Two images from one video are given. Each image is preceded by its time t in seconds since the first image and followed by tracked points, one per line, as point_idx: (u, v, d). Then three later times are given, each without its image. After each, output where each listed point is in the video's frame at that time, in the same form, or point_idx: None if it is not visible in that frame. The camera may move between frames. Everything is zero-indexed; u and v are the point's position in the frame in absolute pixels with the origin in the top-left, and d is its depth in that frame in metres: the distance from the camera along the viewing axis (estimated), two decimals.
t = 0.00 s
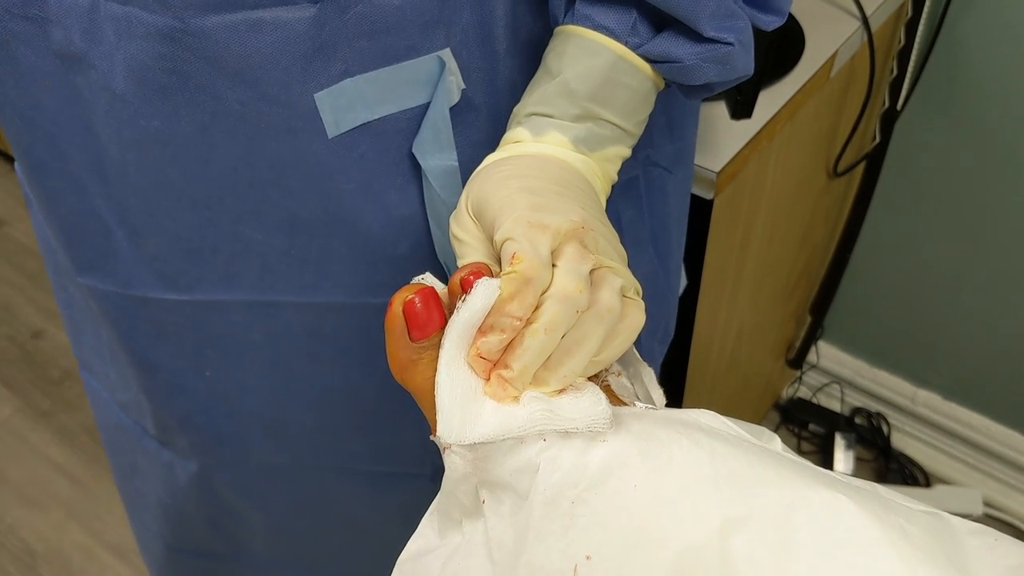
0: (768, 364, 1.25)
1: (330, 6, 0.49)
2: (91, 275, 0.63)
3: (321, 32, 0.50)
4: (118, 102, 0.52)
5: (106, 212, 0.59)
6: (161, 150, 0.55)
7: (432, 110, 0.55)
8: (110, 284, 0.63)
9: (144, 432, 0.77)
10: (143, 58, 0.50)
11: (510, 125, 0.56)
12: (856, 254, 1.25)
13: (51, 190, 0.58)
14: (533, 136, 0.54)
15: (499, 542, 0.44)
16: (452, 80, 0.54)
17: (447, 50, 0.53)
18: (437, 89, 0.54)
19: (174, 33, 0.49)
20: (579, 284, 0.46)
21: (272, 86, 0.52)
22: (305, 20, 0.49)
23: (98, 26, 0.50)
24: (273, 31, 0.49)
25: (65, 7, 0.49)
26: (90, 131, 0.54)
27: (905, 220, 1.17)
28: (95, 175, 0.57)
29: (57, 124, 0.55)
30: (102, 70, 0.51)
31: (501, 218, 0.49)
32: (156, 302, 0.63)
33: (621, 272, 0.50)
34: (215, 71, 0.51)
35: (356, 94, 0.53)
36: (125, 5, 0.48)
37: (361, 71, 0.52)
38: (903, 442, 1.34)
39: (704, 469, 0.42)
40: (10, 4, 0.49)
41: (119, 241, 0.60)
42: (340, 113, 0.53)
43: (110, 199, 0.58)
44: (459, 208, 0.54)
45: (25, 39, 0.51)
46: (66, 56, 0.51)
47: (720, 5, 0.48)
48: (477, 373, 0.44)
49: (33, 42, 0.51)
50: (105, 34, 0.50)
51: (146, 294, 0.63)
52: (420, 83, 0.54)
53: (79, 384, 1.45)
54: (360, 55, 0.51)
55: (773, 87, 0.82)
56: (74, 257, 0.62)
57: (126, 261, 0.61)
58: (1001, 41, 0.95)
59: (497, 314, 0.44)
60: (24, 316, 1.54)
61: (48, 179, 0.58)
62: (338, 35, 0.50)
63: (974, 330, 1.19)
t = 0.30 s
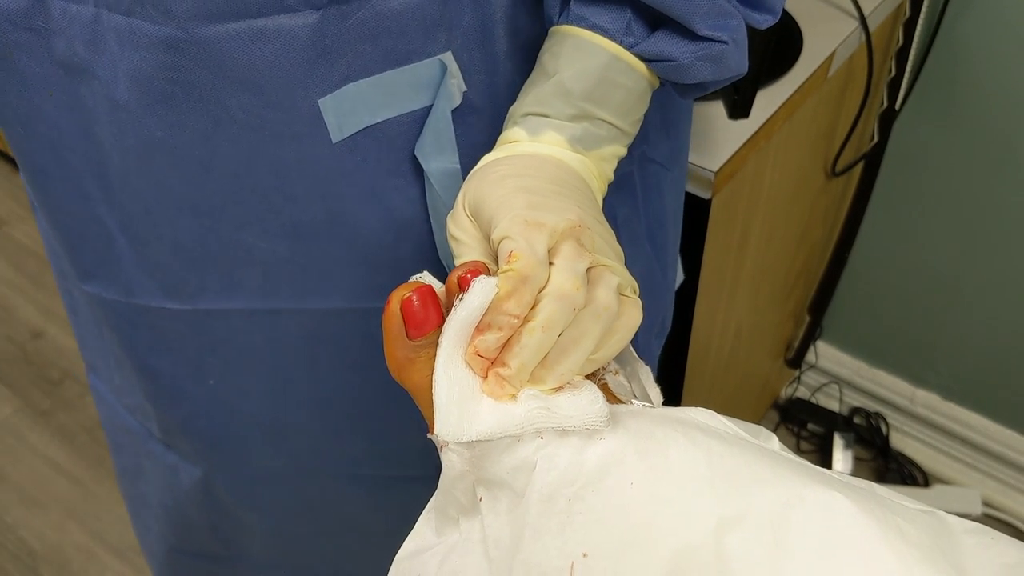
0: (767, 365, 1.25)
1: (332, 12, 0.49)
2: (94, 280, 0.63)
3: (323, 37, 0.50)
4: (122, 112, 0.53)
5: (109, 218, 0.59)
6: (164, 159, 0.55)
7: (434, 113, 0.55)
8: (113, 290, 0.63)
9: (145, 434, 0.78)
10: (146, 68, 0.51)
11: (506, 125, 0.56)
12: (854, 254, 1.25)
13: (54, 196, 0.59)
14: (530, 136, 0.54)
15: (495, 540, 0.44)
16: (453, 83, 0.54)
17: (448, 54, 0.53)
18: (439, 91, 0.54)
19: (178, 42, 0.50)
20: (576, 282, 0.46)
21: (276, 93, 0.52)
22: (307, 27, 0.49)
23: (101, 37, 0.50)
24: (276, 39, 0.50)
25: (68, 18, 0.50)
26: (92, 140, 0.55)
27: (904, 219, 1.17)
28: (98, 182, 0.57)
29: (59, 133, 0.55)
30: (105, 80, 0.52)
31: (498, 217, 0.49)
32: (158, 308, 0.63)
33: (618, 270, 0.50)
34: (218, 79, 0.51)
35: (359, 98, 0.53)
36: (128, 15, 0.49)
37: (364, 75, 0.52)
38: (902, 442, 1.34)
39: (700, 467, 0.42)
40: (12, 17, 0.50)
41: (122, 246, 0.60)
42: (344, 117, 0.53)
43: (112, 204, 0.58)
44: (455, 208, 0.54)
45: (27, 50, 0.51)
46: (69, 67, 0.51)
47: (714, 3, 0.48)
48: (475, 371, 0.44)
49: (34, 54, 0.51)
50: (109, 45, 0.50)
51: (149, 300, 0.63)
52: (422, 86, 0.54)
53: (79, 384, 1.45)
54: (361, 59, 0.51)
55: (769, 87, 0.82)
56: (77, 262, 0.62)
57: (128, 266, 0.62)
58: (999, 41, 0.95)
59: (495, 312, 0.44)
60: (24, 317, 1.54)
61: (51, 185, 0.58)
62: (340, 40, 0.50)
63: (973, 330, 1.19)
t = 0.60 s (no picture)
0: (767, 365, 1.25)
1: (343, 20, 0.49)
2: (102, 286, 0.64)
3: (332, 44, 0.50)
4: (131, 123, 0.53)
5: (116, 224, 0.59)
6: (174, 172, 0.55)
7: (443, 117, 0.55)
8: (121, 298, 0.64)
9: (148, 436, 0.78)
10: (156, 80, 0.50)
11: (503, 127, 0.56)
12: (854, 254, 1.25)
13: (63, 205, 0.58)
14: (527, 137, 0.54)
15: (497, 540, 0.44)
16: (461, 87, 0.54)
17: (456, 58, 0.53)
18: (447, 95, 0.54)
19: (188, 54, 0.49)
20: (577, 283, 0.46)
21: (287, 100, 0.52)
22: (318, 36, 0.49)
23: (109, 48, 0.49)
24: (287, 48, 0.49)
25: (74, 31, 0.49)
26: (100, 150, 0.54)
27: (904, 219, 1.17)
28: (104, 190, 0.57)
29: (67, 142, 0.55)
30: (113, 91, 0.51)
31: (498, 219, 0.49)
32: (165, 315, 0.64)
33: (618, 271, 0.50)
34: (229, 90, 0.51)
35: (370, 104, 0.53)
36: (136, 28, 0.48)
37: (374, 82, 0.52)
38: (902, 441, 1.34)
39: (701, 466, 0.42)
40: (18, 31, 0.49)
41: (129, 252, 0.60)
42: (354, 125, 0.53)
43: (118, 212, 0.58)
44: (455, 208, 0.54)
45: (34, 62, 0.50)
46: (75, 79, 0.51)
47: (710, 5, 0.48)
48: (476, 372, 0.44)
49: (40, 66, 0.51)
50: (117, 57, 0.50)
51: (156, 307, 0.63)
52: (431, 91, 0.54)
53: (79, 384, 1.45)
54: (370, 65, 0.51)
55: (769, 87, 0.82)
56: (85, 269, 0.62)
57: (135, 273, 0.62)
58: (1000, 40, 0.95)
59: (496, 313, 0.44)
60: (23, 317, 1.54)
61: (59, 194, 0.58)
62: (350, 47, 0.50)
63: (974, 329, 1.19)
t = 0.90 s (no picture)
0: (766, 364, 1.25)
1: (349, 23, 0.48)
2: (105, 292, 0.63)
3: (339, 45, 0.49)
4: (136, 130, 0.52)
5: (119, 230, 0.59)
6: (181, 178, 0.55)
7: (449, 116, 0.55)
8: (125, 304, 0.64)
9: (148, 437, 0.77)
10: (163, 87, 0.50)
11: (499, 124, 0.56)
12: (854, 253, 1.25)
13: (65, 211, 0.58)
14: (525, 134, 0.54)
15: (495, 538, 0.44)
16: (466, 86, 0.54)
17: (461, 57, 0.53)
18: (453, 94, 0.54)
19: (196, 60, 0.49)
20: (577, 279, 0.46)
21: (296, 105, 0.51)
22: (326, 38, 0.49)
23: (112, 55, 0.49)
24: (296, 52, 0.49)
25: (77, 38, 0.49)
26: (105, 158, 0.54)
27: (904, 218, 1.17)
28: (107, 196, 0.57)
29: (71, 149, 0.54)
30: (119, 98, 0.51)
31: (498, 215, 0.49)
32: (169, 320, 0.63)
33: (618, 268, 0.50)
34: (237, 95, 0.50)
35: (375, 105, 0.52)
36: (140, 35, 0.48)
37: (380, 83, 0.52)
38: (902, 440, 1.33)
39: (701, 463, 0.42)
40: (21, 38, 0.49)
41: (132, 258, 0.60)
42: (361, 125, 0.53)
43: (123, 218, 0.58)
44: (452, 205, 0.54)
45: (36, 70, 0.50)
46: (79, 86, 0.51)
47: (708, 2, 0.48)
48: (475, 369, 0.44)
49: (43, 74, 0.51)
50: (121, 64, 0.49)
51: (160, 312, 0.63)
52: (437, 90, 0.54)
53: (77, 383, 1.45)
54: (377, 67, 0.51)
55: (769, 85, 0.81)
56: (87, 275, 0.62)
57: (139, 278, 0.61)
58: (1001, 38, 0.95)
59: (495, 309, 0.43)
60: (22, 316, 1.54)
61: (62, 201, 0.58)
62: (357, 50, 0.50)
63: (975, 328, 1.18)
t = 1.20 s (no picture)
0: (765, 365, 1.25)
1: (360, 37, 0.50)
2: (111, 311, 0.62)
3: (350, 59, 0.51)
4: (148, 149, 0.52)
5: (125, 248, 0.58)
6: (192, 194, 0.54)
7: (458, 125, 0.57)
8: (134, 319, 0.62)
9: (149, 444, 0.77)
10: (177, 107, 0.50)
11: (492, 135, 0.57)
12: (852, 254, 1.25)
13: (67, 232, 0.57)
14: (519, 143, 0.55)
15: (492, 544, 0.44)
16: (474, 97, 0.57)
17: (469, 69, 0.56)
18: (461, 105, 0.57)
19: (212, 80, 0.49)
20: (572, 285, 0.46)
21: (310, 121, 0.52)
22: (337, 54, 0.50)
23: (125, 74, 0.49)
24: (309, 69, 0.50)
25: (87, 57, 0.48)
26: (112, 177, 0.53)
27: (902, 218, 1.17)
28: (112, 215, 0.55)
29: (78, 172, 0.53)
30: (129, 117, 0.50)
31: (494, 222, 0.49)
32: (176, 335, 0.63)
33: (613, 274, 0.50)
34: (251, 113, 0.51)
35: (389, 118, 0.54)
36: (155, 54, 0.48)
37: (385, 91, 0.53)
38: (900, 441, 1.34)
39: (697, 469, 0.42)
40: (30, 59, 0.48)
41: (141, 277, 0.59)
42: (375, 139, 0.54)
43: (132, 236, 0.57)
44: (448, 212, 0.54)
45: (46, 91, 0.50)
46: (89, 106, 0.50)
47: (698, 11, 0.50)
48: (472, 377, 0.44)
49: (50, 95, 0.50)
50: (134, 83, 0.49)
51: (169, 327, 0.62)
52: (446, 102, 0.56)
53: (77, 383, 1.45)
54: (386, 82, 0.52)
55: (767, 87, 0.81)
56: (90, 293, 0.61)
57: (148, 296, 0.61)
58: (999, 39, 0.95)
59: (491, 316, 0.44)
60: (22, 316, 1.54)
61: (64, 223, 0.56)
62: (368, 65, 0.51)
63: (974, 328, 1.18)
